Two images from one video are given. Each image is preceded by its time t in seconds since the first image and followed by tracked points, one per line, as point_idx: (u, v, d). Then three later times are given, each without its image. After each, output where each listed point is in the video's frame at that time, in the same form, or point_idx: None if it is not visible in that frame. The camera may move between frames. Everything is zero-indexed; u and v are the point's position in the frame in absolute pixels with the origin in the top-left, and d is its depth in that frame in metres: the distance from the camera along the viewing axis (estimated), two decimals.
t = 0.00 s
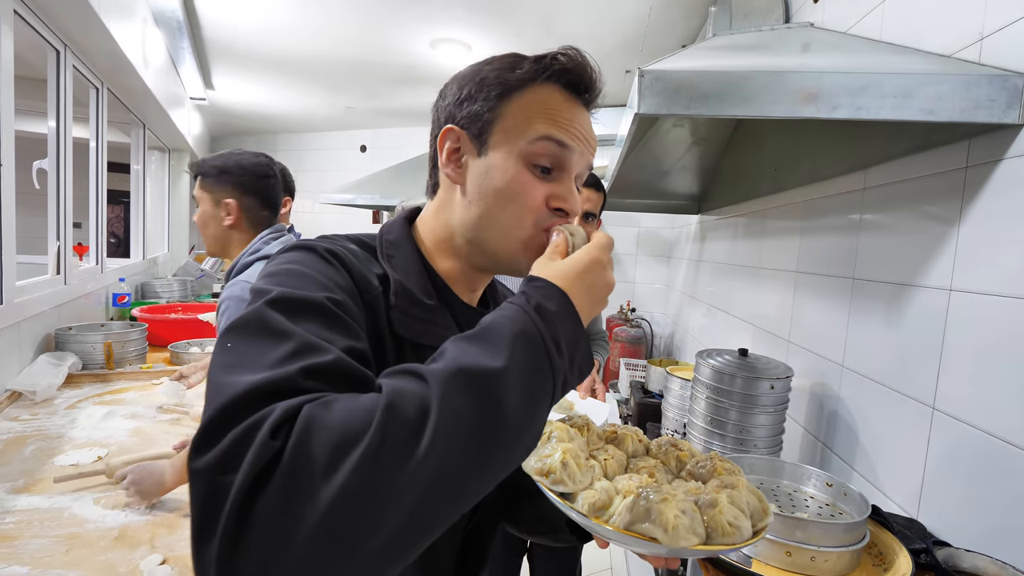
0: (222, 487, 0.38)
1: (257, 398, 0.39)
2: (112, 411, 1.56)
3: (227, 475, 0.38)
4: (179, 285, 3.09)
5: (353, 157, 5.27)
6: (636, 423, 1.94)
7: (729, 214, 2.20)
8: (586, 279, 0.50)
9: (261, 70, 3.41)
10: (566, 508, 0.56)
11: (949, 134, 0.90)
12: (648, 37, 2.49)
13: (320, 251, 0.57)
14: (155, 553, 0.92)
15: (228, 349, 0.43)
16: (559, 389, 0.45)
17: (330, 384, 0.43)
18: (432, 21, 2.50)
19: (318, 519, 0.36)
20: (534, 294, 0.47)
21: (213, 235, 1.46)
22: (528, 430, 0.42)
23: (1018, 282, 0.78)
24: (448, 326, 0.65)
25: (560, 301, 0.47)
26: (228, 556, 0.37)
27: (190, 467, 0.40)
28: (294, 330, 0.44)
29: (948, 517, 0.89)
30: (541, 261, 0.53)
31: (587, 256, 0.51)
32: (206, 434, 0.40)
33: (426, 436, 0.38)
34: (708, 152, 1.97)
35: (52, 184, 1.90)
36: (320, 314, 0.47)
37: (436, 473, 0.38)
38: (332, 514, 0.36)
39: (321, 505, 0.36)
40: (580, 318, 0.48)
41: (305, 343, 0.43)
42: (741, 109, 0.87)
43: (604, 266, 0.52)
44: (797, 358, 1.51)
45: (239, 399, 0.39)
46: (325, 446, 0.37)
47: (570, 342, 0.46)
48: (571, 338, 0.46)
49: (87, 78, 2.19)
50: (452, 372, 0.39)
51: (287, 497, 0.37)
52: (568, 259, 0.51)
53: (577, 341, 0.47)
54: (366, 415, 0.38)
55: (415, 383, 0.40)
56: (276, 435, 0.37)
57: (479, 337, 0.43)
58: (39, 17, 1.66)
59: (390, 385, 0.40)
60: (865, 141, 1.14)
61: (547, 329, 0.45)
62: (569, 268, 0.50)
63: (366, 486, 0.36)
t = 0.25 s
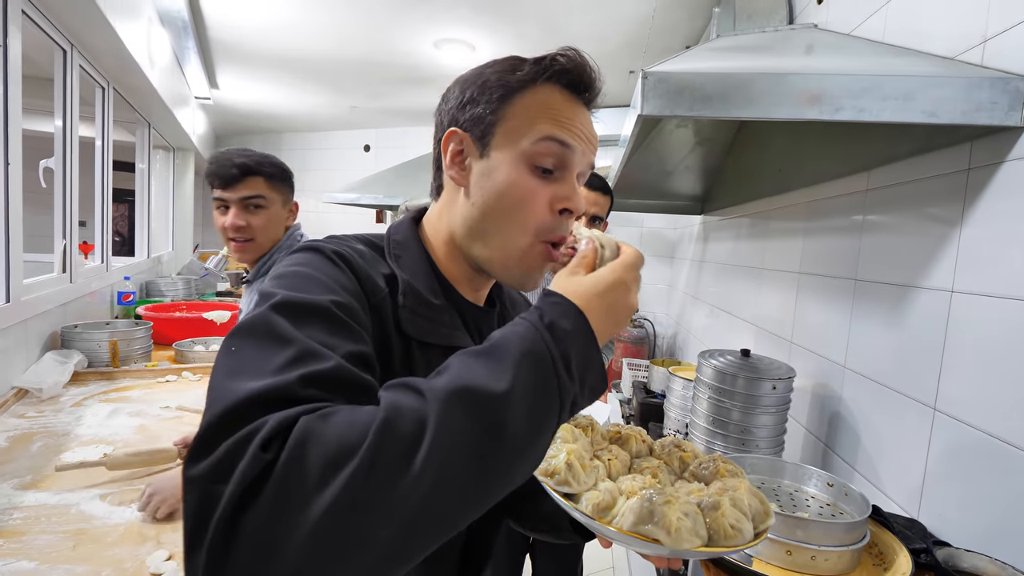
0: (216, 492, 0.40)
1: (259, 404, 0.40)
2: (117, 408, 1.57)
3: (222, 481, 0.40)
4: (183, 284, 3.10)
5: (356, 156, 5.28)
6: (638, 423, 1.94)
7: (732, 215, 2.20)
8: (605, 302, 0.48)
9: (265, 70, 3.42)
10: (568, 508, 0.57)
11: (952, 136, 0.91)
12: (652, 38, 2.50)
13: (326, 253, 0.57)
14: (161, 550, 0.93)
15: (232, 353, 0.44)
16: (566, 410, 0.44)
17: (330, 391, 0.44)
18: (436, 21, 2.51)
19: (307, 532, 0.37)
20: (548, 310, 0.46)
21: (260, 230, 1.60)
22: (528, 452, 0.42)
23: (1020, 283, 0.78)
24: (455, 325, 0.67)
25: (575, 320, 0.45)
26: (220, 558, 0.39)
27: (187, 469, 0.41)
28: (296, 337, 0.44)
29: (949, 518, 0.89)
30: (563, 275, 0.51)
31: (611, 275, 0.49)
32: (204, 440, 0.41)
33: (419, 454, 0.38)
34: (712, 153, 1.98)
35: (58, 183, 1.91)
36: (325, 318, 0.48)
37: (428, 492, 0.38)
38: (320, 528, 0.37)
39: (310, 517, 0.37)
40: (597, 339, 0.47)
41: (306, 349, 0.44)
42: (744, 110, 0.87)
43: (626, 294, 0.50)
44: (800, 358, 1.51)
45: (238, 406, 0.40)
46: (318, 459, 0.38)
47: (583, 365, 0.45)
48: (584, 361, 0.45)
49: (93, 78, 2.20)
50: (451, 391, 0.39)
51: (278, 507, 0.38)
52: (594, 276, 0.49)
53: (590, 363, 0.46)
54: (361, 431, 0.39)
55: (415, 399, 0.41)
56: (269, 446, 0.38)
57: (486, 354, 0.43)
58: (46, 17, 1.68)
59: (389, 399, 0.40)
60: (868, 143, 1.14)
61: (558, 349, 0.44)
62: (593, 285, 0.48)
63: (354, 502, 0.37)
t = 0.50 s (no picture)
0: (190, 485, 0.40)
1: (242, 404, 0.41)
2: (122, 404, 1.58)
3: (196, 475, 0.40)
4: (186, 280, 3.11)
5: (358, 153, 5.29)
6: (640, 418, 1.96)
7: (733, 211, 2.21)
8: (617, 333, 0.47)
9: (267, 66, 3.42)
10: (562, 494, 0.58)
11: (952, 132, 0.91)
12: (653, 34, 2.49)
13: (321, 250, 0.58)
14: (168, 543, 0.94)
15: (222, 350, 0.44)
16: (555, 439, 0.44)
17: (312, 389, 0.44)
18: (438, 17, 2.50)
19: (272, 537, 0.37)
20: (552, 331, 0.46)
21: (288, 227, 1.68)
22: (508, 478, 0.41)
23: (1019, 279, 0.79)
24: (451, 316, 0.67)
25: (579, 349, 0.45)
26: (185, 550, 0.39)
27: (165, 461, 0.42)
28: (281, 335, 0.44)
29: (947, 513, 0.90)
30: (577, 299, 0.51)
31: (626, 307, 0.48)
32: (184, 433, 0.41)
33: (396, 467, 0.38)
34: (714, 149, 1.98)
35: (62, 180, 1.92)
36: (314, 316, 0.48)
37: (399, 508, 0.38)
38: (286, 533, 0.37)
39: (275, 522, 0.37)
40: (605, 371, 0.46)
41: (292, 347, 0.44)
42: (745, 107, 0.87)
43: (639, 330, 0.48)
44: (800, 354, 1.51)
45: (218, 401, 0.40)
46: (292, 465, 0.38)
47: (580, 397, 0.44)
48: (583, 392, 0.44)
49: (96, 74, 2.20)
50: (437, 407, 0.40)
51: (247, 508, 0.38)
52: (611, 303, 0.49)
53: (590, 392, 0.45)
54: (341, 440, 0.39)
55: (401, 412, 0.41)
56: (242, 447, 0.38)
57: (481, 371, 0.43)
58: (49, 15, 1.68)
59: (374, 410, 0.41)
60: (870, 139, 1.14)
61: (555, 374, 0.43)
62: (606, 314, 0.48)
63: (320, 509, 0.37)
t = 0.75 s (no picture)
0: (161, 479, 0.41)
1: (215, 401, 0.41)
2: (119, 406, 1.58)
3: (166, 469, 0.41)
4: (184, 281, 3.11)
5: (355, 153, 5.29)
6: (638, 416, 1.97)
7: (730, 209, 2.21)
8: (598, 337, 0.47)
9: (263, 66, 3.42)
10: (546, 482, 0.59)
11: (945, 130, 0.92)
12: (649, 33, 2.50)
13: (303, 249, 0.58)
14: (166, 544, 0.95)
15: (198, 349, 0.45)
16: (527, 444, 0.43)
17: (284, 385, 0.44)
18: (435, 17, 2.50)
19: (235, 531, 0.38)
20: (528, 333, 0.45)
21: (298, 227, 1.68)
22: (474, 483, 0.41)
23: (1011, 276, 0.80)
24: (436, 311, 0.67)
25: (556, 352, 0.44)
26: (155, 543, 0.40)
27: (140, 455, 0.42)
28: (256, 334, 0.45)
29: (942, 508, 0.91)
30: (562, 301, 0.50)
31: (609, 312, 0.48)
32: (158, 429, 0.42)
33: (359, 468, 0.38)
34: (710, 148, 1.99)
35: (58, 182, 1.92)
36: (291, 315, 0.48)
37: (362, 506, 0.38)
38: (249, 528, 0.38)
39: (241, 516, 0.38)
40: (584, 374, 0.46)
41: (266, 347, 0.44)
42: (740, 106, 0.88)
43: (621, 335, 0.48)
44: (797, 352, 1.52)
45: (192, 398, 0.41)
46: (260, 461, 0.39)
47: (555, 400, 0.44)
48: (558, 394, 0.44)
49: (92, 76, 2.20)
50: (405, 408, 0.39)
51: (215, 502, 0.39)
52: (594, 307, 0.48)
53: (565, 395, 0.44)
54: (308, 439, 0.39)
55: (372, 411, 0.41)
56: (211, 443, 0.39)
57: (456, 372, 0.43)
58: (44, 16, 1.68)
59: (345, 409, 0.41)
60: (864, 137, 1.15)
61: (529, 376, 0.43)
62: (588, 317, 0.47)
63: (283, 505, 0.38)
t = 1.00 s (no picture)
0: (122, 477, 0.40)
1: (181, 397, 0.41)
2: (121, 409, 1.58)
3: (121, 467, 0.39)
4: (186, 284, 3.12)
5: (356, 156, 5.30)
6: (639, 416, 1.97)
7: (730, 209, 2.20)
8: (563, 338, 0.42)
9: (265, 70, 3.43)
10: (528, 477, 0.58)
11: (944, 130, 0.91)
12: (648, 34, 2.50)
13: (286, 250, 0.58)
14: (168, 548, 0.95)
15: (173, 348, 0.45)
16: (494, 445, 0.40)
17: (253, 382, 0.44)
18: (434, 20, 2.51)
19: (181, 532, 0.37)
20: (495, 332, 0.42)
21: (305, 230, 1.68)
22: (433, 486, 0.39)
23: (1011, 276, 0.79)
24: (423, 310, 0.67)
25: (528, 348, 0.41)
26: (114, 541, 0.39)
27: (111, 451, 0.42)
28: (229, 334, 0.45)
29: (945, 509, 0.90)
30: (533, 299, 0.47)
31: (576, 310, 0.43)
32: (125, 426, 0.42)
33: (312, 467, 0.36)
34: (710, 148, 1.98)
35: (61, 187, 1.93)
36: (269, 315, 0.48)
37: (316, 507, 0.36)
38: (196, 529, 0.36)
39: (192, 513, 0.36)
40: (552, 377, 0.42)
41: (238, 346, 0.44)
42: (738, 108, 0.88)
43: (591, 333, 0.44)
44: (799, 352, 1.51)
45: (156, 394, 0.40)
46: (214, 458, 0.37)
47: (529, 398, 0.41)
48: (533, 391, 0.41)
49: (94, 81, 2.21)
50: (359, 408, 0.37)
51: (169, 499, 0.38)
52: (561, 305, 0.44)
53: (532, 396, 0.41)
54: (262, 437, 0.37)
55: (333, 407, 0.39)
56: (170, 438, 0.38)
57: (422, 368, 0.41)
58: (46, 22, 1.69)
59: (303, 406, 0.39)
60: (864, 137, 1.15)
61: (499, 372, 0.40)
62: (555, 316, 0.43)
63: (234, 503, 0.36)
